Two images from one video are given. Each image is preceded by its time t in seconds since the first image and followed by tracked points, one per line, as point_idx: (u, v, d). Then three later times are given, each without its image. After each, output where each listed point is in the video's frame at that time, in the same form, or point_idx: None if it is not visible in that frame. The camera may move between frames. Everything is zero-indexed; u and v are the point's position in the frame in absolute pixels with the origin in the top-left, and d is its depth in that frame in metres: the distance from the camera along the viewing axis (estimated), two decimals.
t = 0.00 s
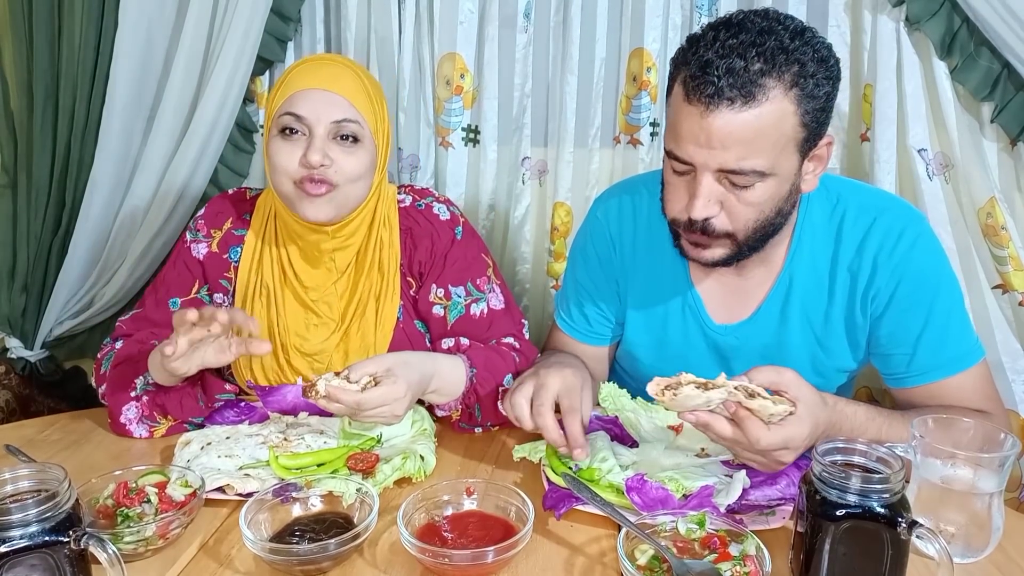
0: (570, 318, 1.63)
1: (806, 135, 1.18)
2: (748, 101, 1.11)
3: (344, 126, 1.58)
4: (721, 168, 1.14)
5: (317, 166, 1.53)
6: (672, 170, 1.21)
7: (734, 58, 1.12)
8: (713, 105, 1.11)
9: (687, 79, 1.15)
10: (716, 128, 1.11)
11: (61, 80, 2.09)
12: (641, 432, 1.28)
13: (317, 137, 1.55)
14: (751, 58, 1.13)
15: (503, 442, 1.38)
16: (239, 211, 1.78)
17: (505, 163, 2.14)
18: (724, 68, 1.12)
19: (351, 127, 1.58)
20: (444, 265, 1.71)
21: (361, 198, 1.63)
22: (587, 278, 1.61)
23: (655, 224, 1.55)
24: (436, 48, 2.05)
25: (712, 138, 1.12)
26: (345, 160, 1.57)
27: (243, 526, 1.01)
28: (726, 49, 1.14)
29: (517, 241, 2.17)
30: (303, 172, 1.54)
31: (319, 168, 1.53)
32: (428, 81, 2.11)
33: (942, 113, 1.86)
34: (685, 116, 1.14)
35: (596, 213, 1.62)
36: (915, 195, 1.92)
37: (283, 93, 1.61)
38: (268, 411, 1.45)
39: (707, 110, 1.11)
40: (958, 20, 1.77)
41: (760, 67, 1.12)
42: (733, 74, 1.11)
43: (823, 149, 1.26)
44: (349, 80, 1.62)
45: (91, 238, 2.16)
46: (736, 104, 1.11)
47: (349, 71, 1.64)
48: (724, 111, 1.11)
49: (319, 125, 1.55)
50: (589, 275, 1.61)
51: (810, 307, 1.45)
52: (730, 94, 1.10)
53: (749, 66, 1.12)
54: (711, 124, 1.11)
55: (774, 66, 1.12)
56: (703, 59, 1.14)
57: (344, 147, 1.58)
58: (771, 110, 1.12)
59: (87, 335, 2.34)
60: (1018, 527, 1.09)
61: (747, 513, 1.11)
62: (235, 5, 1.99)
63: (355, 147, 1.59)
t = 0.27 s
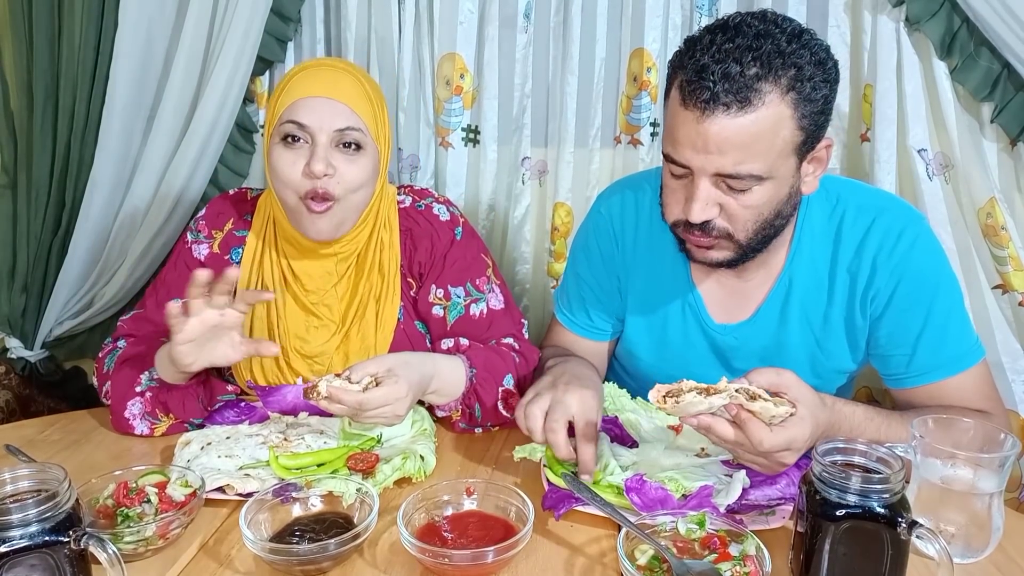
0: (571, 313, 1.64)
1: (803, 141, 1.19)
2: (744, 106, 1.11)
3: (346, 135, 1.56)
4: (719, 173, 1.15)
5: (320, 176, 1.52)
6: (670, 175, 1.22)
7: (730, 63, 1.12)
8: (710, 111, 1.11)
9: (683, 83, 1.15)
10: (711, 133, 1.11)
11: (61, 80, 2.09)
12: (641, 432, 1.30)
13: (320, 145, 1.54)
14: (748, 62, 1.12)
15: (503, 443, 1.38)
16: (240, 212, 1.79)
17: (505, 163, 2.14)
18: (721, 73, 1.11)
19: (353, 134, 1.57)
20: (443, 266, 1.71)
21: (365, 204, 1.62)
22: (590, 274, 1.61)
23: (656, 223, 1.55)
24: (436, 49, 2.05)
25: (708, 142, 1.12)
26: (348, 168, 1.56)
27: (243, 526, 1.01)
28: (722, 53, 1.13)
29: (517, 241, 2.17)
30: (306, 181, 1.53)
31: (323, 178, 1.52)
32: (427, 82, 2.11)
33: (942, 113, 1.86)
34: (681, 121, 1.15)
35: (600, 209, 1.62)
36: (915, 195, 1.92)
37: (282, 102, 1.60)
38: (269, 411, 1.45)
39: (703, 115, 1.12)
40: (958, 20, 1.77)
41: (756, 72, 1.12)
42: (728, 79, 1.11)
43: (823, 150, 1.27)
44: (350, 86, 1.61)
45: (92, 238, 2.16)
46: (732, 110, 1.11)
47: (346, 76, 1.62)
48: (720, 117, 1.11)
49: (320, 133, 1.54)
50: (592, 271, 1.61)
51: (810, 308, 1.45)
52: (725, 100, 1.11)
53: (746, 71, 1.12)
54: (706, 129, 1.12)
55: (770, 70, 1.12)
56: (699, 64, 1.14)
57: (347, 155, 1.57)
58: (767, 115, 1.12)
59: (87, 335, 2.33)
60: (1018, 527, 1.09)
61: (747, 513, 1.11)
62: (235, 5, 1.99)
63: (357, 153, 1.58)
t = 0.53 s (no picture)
0: (572, 315, 1.63)
1: (810, 143, 1.17)
2: (753, 118, 1.10)
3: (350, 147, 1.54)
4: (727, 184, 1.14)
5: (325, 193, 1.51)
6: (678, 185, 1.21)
7: (738, 73, 1.11)
8: (720, 122, 1.10)
9: (691, 94, 1.13)
10: (722, 145, 1.11)
11: (61, 80, 2.09)
12: (641, 432, 1.29)
13: (324, 161, 1.52)
14: (755, 71, 1.11)
15: (503, 443, 1.38)
16: (241, 213, 1.79)
17: (505, 163, 2.14)
18: (728, 84, 1.11)
19: (357, 148, 1.55)
20: (443, 266, 1.71)
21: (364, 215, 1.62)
22: (591, 274, 1.61)
23: (657, 223, 1.54)
24: (437, 49, 2.05)
25: (718, 154, 1.12)
26: (352, 181, 1.55)
27: (243, 526, 1.01)
28: (728, 64, 1.12)
29: (518, 241, 2.17)
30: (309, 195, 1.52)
31: (328, 194, 1.51)
32: (428, 82, 2.11)
33: (942, 113, 1.86)
34: (689, 133, 1.14)
35: (600, 211, 1.62)
36: (915, 195, 1.92)
37: (282, 116, 1.57)
38: (268, 411, 1.43)
39: (713, 127, 1.11)
40: (958, 20, 1.77)
41: (763, 80, 1.11)
42: (737, 90, 1.10)
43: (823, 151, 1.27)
44: (351, 93, 1.59)
45: (91, 238, 2.16)
46: (742, 120, 1.10)
47: (347, 84, 1.60)
48: (730, 129, 1.10)
49: (325, 147, 1.52)
50: (593, 273, 1.61)
51: (811, 308, 1.45)
52: (735, 111, 1.10)
53: (753, 81, 1.11)
54: (716, 142, 1.11)
55: (777, 78, 1.11)
56: (706, 75, 1.12)
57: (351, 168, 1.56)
58: (777, 124, 1.11)
59: (87, 335, 2.34)
60: (1018, 526, 1.09)
61: (747, 513, 1.11)
62: (235, 5, 1.99)
63: (361, 166, 1.56)
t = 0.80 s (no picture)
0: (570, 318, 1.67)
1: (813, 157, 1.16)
2: (757, 143, 1.09)
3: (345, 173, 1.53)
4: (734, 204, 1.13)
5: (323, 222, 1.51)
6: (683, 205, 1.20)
7: (740, 102, 1.09)
8: (724, 151, 1.09)
9: (691, 124, 1.11)
10: (728, 171, 1.10)
11: (61, 79, 2.09)
12: (641, 432, 1.29)
13: (320, 191, 1.51)
14: (756, 95, 1.09)
15: (503, 442, 1.38)
16: (244, 214, 1.79)
17: (505, 163, 2.14)
18: (731, 113, 1.08)
19: (353, 173, 1.54)
20: (442, 266, 1.71)
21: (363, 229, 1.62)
22: (588, 280, 1.62)
23: (656, 226, 1.54)
24: (437, 49, 2.05)
25: (724, 180, 1.10)
26: (349, 204, 1.55)
27: (243, 525, 1.01)
28: (726, 90, 1.10)
29: (518, 241, 2.17)
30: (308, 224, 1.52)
31: (327, 223, 1.51)
32: (428, 82, 2.11)
33: (942, 113, 1.86)
34: (692, 160, 1.12)
35: (597, 215, 1.61)
36: (915, 194, 1.92)
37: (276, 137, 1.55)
38: (269, 411, 1.44)
39: (718, 156, 1.09)
40: (958, 20, 1.77)
41: (765, 104, 1.09)
42: (740, 117, 1.08)
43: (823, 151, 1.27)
44: (341, 111, 1.57)
45: (91, 237, 2.16)
46: (746, 148, 1.09)
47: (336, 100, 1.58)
48: (735, 156, 1.09)
49: (318, 178, 1.51)
50: (590, 277, 1.62)
51: (811, 309, 1.45)
52: (739, 139, 1.08)
53: (755, 108, 1.09)
54: (721, 170, 1.10)
55: (778, 101, 1.09)
56: (705, 102, 1.10)
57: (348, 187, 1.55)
58: (781, 148, 1.10)
59: (87, 335, 2.33)
60: (1018, 526, 1.09)
61: (747, 513, 1.11)
62: (235, 5, 1.99)
63: (358, 187, 1.56)
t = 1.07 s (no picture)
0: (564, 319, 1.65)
1: (806, 171, 1.16)
2: (755, 152, 1.09)
3: (335, 174, 1.53)
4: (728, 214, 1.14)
5: (314, 223, 1.51)
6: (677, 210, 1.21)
7: (742, 108, 1.09)
8: (722, 156, 1.09)
9: (690, 125, 1.11)
10: (723, 178, 1.10)
11: (61, 79, 2.09)
12: (641, 432, 1.30)
13: (311, 191, 1.51)
14: (758, 104, 1.10)
15: (502, 442, 1.39)
16: (243, 214, 1.79)
17: (505, 163, 2.14)
18: (731, 118, 1.09)
19: (343, 172, 1.54)
20: (442, 267, 1.70)
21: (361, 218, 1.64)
22: (585, 287, 1.62)
23: (652, 229, 1.54)
24: (437, 49, 2.05)
25: (717, 187, 1.11)
26: (341, 203, 1.55)
27: (243, 526, 1.01)
28: (728, 95, 1.10)
29: (518, 241, 2.17)
30: (300, 224, 1.52)
31: (320, 223, 1.52)
32: (428, 82, 2.11)
33: (942, 113, 1.86)
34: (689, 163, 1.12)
35: (593, 220, 1.61)
36: (915, 195, 1.92)
37: (269, 132, 1.54)
38: (269, 410, 1.44)
39: (715, 160, 1.09)
40: (958, 20, 1.77)
41: (766, 113, 1.10)
42: (740, 124, 1.09)
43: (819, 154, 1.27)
44: (333, 123, 1.56)
45: (91, 237, 2.16)
46: (744, 156, 1.09)
47: (325, 112, 1.56)
48: (731, 163, 1.09)
49: (310, 178, 1.50)
50: (586, 283, 1.62)
51: (809, 311, 1.45)
52: (737, 147, 1.09)
53: (756, 116, 1.09)
54: (716, 176, 1.10)
55: (779, 110, 1.10)
56: (706, 104, 1.10)
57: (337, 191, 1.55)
58: (779, 159, 1.11)
59: (88, 335, 2.33)
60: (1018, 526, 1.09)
61: (747, 513, 1.11)
62: (235, 5, 1.99)
63: (349, 186, 1.56)
